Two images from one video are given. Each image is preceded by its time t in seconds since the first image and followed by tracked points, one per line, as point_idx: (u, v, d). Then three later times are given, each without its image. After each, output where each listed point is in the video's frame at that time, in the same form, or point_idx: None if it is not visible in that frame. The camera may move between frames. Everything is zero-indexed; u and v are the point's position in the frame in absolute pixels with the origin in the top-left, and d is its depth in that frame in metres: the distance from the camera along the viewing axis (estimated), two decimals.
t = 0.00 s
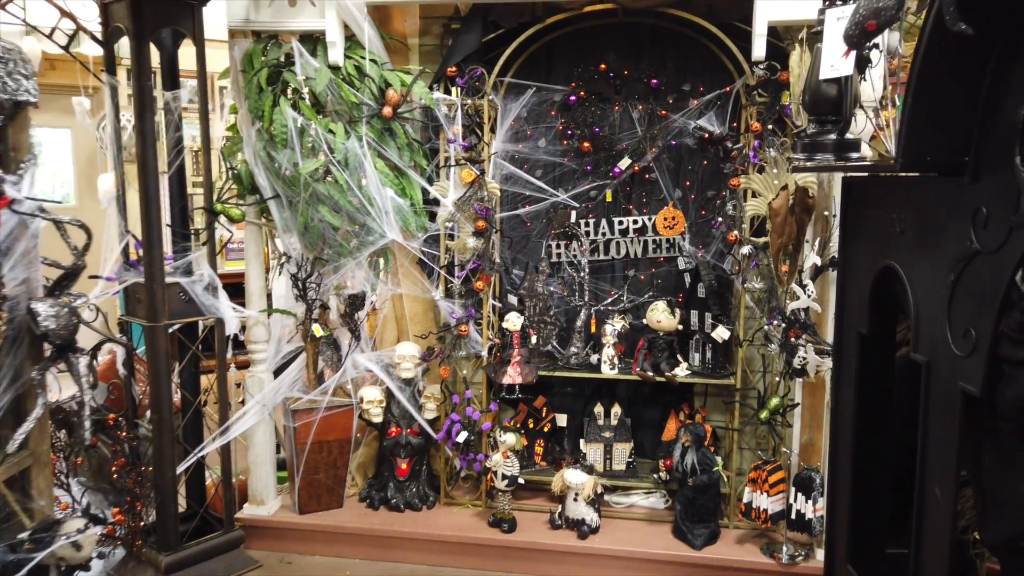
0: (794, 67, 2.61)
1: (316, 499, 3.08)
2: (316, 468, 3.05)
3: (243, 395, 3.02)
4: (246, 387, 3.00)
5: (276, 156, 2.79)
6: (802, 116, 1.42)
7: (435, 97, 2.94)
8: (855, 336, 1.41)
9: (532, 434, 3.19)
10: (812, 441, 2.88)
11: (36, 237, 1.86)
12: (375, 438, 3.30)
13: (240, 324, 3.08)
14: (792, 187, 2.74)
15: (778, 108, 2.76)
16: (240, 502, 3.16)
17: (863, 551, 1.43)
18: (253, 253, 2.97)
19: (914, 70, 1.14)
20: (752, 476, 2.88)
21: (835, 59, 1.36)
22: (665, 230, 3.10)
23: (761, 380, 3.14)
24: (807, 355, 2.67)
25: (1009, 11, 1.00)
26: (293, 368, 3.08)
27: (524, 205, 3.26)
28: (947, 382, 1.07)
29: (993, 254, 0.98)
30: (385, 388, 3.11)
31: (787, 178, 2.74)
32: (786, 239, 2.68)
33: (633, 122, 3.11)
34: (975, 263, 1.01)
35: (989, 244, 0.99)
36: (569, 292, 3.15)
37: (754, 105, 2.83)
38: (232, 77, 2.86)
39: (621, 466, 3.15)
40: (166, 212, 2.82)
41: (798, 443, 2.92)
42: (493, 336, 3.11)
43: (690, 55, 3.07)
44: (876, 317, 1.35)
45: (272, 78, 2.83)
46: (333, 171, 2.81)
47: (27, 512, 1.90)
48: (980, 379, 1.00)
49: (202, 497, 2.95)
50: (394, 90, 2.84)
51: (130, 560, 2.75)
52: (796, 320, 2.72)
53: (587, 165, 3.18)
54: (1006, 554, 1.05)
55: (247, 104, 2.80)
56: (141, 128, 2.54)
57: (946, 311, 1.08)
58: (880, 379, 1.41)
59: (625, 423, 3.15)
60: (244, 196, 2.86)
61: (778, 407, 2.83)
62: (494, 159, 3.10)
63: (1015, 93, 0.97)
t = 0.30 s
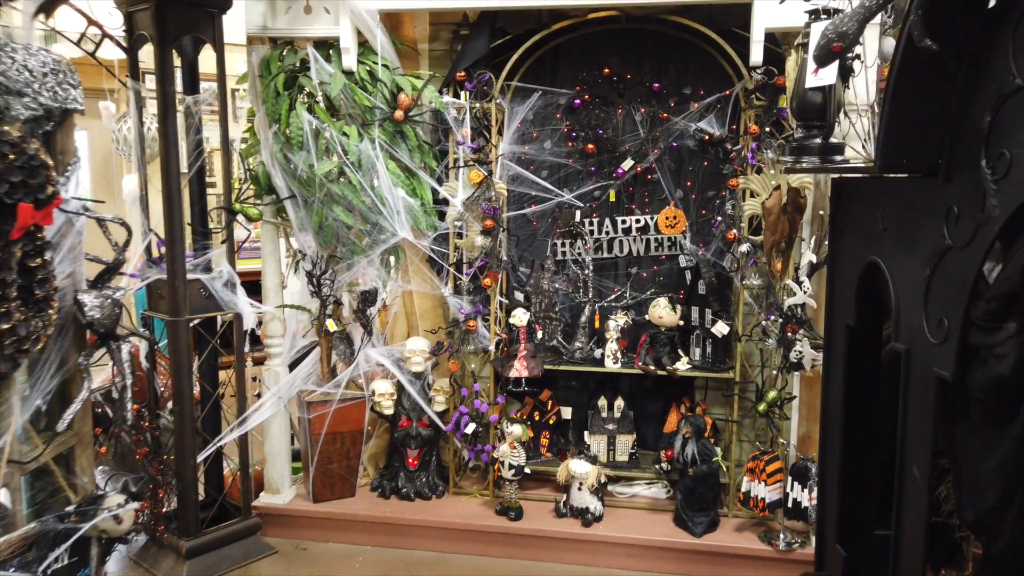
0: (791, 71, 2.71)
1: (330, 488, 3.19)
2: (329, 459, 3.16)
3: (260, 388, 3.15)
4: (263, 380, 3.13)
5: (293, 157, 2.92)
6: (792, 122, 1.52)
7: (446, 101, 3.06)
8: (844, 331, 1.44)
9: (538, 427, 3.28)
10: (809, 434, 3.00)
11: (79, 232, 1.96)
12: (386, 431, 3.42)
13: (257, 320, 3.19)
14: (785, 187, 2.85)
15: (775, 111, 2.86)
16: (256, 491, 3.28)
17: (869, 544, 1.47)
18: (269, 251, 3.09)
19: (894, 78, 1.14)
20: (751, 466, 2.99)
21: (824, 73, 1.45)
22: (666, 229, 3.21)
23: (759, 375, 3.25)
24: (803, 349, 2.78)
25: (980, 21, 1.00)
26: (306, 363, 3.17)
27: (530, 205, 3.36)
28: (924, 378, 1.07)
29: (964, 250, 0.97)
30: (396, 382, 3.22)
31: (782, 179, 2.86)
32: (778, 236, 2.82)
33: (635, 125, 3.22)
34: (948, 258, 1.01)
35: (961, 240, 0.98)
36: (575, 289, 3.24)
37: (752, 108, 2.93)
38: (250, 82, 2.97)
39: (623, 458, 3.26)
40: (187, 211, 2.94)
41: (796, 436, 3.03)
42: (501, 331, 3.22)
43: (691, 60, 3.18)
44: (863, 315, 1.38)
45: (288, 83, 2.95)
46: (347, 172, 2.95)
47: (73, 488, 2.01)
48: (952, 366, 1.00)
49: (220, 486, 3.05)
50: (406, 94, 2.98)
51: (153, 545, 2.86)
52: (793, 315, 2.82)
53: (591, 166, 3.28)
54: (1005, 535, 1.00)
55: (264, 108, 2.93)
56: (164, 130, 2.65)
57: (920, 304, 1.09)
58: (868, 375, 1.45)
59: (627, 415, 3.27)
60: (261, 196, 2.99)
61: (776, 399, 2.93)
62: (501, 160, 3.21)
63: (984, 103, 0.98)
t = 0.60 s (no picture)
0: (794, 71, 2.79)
1: (347, 474, 3.30)
2: (347, 446, 3.27)
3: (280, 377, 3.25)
4: (283, 369, 3.24)
5: (312, 154, 3.06)
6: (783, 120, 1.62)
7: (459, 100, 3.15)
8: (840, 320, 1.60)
9: (549, 417, 3.39)
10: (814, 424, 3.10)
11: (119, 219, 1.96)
12: (400, 420, 3.53)
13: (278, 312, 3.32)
14: (784, 181, 2.91)
15: (779, 109, 2.94)
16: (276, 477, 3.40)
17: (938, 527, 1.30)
18: (289, 245, 3.19)
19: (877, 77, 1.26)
20: (755, 454, 3.08)
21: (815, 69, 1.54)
22: (674, 224, 3.31)
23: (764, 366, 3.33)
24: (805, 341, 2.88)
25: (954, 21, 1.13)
26: (324, 354, 3.29)
27: (541, 201, 3.44)
28: (908, 357, 1.21)
29: (943, 237, 1.11)
30: (411, 372, 3.32)
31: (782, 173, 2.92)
32: (777, 228, 2.87)
33: (643, 123, 3.31)
34: (928, 245, 1.15)
35: (940, 227, 1.11)
36: (584, 283, 3.36)
37: (757, 106, 3.02)
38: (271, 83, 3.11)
39: (632, 446, 3.36)
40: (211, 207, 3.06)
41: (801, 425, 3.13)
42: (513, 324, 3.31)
43: (698, 60, 3.26)
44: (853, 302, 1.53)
45: (308, 84, 3.08)
46: (364, 169, 3.07)
47: (114, 458, 1.96)
48: (933, 346, 1.11)
49: (242, 470, 3.18)
50: (421, 94, 3.10)
51: (180, 526, 3.03)
52: (796, 307, 2.91)
53: (600, 163, 3.39)
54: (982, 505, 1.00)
55: (286, 108, 3.07)
56: (191, 129, 2.77)
57: (905, 289, 1.23)
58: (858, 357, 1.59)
59: (636, 405, 3.37)
60: (282, 193, 3.12)
61: (780, 390, 3.01)
62: (513, 158, 3.29)
63: (958, 98, 1.11)
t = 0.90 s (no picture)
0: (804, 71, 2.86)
1: (371, 463, 3.42)
2: (371, 435, 3.39)
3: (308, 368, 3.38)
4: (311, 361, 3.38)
5: (339, 154, 3.20)
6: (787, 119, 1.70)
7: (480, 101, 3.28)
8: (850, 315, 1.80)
9: (566, 408, 3.51)
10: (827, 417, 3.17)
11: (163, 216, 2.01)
12: (423, 411, 3.68)
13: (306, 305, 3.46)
14: (791, 178, 3.01)
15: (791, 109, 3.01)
16: (304, 464, 3.54)
17: (943, 515, 1.64)
18: (316, 241, 3.33)
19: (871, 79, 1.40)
20: (767, 446, 3.16)
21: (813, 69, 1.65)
22: (688, 222, 3.40)
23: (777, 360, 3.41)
24: (815, 335, 2.96)
25: (945, 28, 1.26)
26: (350, 346, 3.41)
27: (559, 199, 3.55)
28: (903, 346, 1.38)
29: (934, 229, 1.26)
30: (432, 364, 3.44)
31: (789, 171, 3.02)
32: (785, 225, 2.96)
33: (659, 122, 3.40)
34: (922, 238, 1.30)
35: (933, 221, 1.26)
36: (601, 278, 3.44)
37: (769, 106, 3.09)
38: (301, 86, 3.26)
39: (647, 438, 3.45)
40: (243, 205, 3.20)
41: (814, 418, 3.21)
42: (531, 318, 3.40)
43: (712, 61, 3.34)
44: (858, 296, 1.80)
45: (335, 87, 3.21)
46: (388, 168, 3.20)
47: (160, 436, 1.76)
48: (926, 334, 1.28)
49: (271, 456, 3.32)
50: (443, 96, 3.22)
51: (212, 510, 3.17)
52: (807, 302, 2.99)
53: (617, 162, 3.48)
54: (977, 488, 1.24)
55: (314, 110, 3.21)
56: (224, 130, 2.89)
57: (901, 283, 1.39)
58: (864, 350, 1.85)
59: (651, 398, 3.45)
60: (309, 191, 3.25)
61: (791, 383, 3.09)
62: (532, 157, 3.41)
63: (947, 101, 1.25)
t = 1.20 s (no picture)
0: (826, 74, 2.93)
1: (401, 453, 3.55)
2: (402, 426, 3.51)
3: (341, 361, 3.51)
4: (344, 354, 3.50)
5: (373, 155, 3.31)
6: (802, 122, 1.77)
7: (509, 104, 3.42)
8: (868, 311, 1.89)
9: (589, 403, 3.58)
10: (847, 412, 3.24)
11: (219, 213, 2.07)
12: (451, 404, 3.81)
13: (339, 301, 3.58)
14: (809, 178, 3.11)
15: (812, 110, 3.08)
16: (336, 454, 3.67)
17: (958, 505, 1.75)
18: (349, 237, 3.45)
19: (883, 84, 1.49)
20: (787, 440, 3.23)
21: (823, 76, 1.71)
22: (711, 220, 3.47)
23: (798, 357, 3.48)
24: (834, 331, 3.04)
25: (947, 36, 1.34)
26: (381, 340, 3.53)
27: (584, 198, 3.64)
28: (914, 338, 1.46)
29: (943, 226, 1.34)
30: (460, 358, 3.55)
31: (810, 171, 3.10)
32: (803, 222, 3.07)
33: (682, 124, 3.48)
34: (932, 234, 1.38)
35: (941, 218, 1.34)
36: (625, 276, 3.55)
37: (791, 108, 3.16)
38: (336, 89, 3.38)
39: (670, 432, 3.53)
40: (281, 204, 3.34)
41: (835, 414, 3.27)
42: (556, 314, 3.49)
43: (735, 64, 3.43)
44: (872, 288, 1.88)
45: (369, 90, 3.33)
46: (419, 168, 3.32)
47: (213, 419, 1.86)
48: (933, 326, 1.36)
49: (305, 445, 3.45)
50: (473, 99, 3.34)
51: (250, 496, 3.30)
52: (828, 300, 3.06)
53: (640, 162, 3.56)
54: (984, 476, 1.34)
55: (349, 113, 3.33)
56: (263, 132, 3.02)
57: (912, 277, 1.47)
58: (878, 344, 1.93)
59: (673, 393, 3.54)
60: (344, 191, 3.39)
61: (812, 378, 3.16)
62: (558, 158, 3.53)
63: (954, 104, 1.33)
